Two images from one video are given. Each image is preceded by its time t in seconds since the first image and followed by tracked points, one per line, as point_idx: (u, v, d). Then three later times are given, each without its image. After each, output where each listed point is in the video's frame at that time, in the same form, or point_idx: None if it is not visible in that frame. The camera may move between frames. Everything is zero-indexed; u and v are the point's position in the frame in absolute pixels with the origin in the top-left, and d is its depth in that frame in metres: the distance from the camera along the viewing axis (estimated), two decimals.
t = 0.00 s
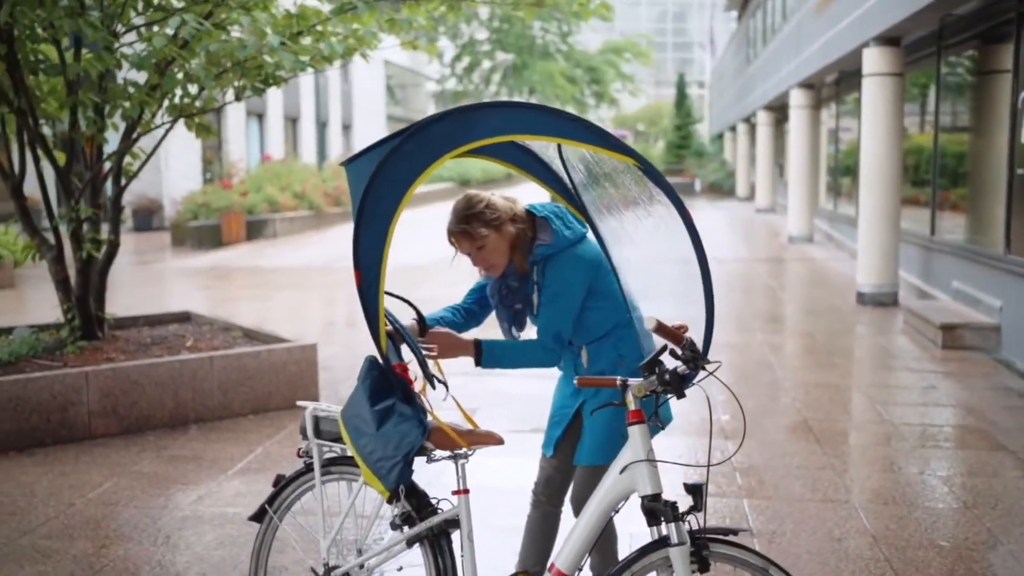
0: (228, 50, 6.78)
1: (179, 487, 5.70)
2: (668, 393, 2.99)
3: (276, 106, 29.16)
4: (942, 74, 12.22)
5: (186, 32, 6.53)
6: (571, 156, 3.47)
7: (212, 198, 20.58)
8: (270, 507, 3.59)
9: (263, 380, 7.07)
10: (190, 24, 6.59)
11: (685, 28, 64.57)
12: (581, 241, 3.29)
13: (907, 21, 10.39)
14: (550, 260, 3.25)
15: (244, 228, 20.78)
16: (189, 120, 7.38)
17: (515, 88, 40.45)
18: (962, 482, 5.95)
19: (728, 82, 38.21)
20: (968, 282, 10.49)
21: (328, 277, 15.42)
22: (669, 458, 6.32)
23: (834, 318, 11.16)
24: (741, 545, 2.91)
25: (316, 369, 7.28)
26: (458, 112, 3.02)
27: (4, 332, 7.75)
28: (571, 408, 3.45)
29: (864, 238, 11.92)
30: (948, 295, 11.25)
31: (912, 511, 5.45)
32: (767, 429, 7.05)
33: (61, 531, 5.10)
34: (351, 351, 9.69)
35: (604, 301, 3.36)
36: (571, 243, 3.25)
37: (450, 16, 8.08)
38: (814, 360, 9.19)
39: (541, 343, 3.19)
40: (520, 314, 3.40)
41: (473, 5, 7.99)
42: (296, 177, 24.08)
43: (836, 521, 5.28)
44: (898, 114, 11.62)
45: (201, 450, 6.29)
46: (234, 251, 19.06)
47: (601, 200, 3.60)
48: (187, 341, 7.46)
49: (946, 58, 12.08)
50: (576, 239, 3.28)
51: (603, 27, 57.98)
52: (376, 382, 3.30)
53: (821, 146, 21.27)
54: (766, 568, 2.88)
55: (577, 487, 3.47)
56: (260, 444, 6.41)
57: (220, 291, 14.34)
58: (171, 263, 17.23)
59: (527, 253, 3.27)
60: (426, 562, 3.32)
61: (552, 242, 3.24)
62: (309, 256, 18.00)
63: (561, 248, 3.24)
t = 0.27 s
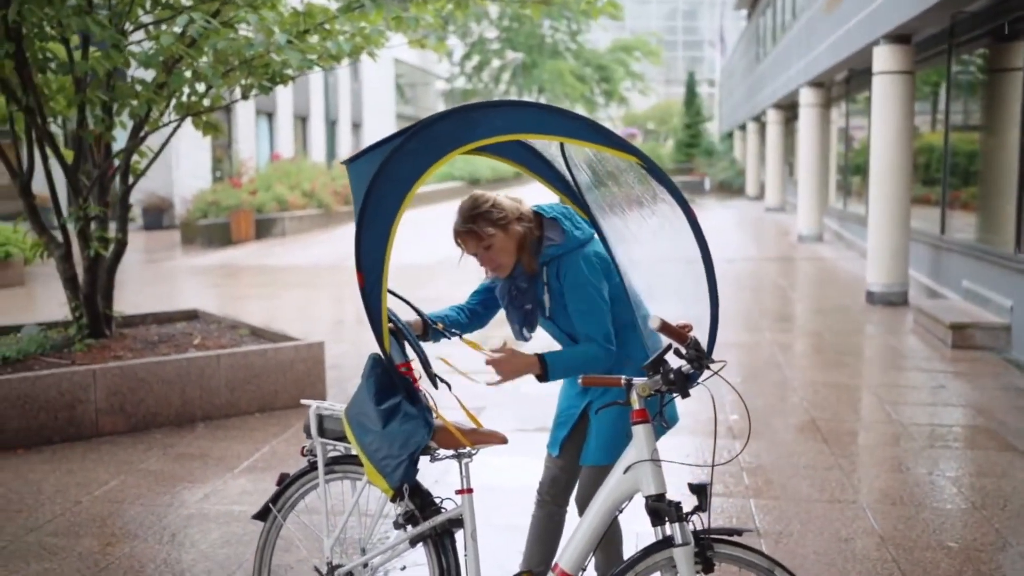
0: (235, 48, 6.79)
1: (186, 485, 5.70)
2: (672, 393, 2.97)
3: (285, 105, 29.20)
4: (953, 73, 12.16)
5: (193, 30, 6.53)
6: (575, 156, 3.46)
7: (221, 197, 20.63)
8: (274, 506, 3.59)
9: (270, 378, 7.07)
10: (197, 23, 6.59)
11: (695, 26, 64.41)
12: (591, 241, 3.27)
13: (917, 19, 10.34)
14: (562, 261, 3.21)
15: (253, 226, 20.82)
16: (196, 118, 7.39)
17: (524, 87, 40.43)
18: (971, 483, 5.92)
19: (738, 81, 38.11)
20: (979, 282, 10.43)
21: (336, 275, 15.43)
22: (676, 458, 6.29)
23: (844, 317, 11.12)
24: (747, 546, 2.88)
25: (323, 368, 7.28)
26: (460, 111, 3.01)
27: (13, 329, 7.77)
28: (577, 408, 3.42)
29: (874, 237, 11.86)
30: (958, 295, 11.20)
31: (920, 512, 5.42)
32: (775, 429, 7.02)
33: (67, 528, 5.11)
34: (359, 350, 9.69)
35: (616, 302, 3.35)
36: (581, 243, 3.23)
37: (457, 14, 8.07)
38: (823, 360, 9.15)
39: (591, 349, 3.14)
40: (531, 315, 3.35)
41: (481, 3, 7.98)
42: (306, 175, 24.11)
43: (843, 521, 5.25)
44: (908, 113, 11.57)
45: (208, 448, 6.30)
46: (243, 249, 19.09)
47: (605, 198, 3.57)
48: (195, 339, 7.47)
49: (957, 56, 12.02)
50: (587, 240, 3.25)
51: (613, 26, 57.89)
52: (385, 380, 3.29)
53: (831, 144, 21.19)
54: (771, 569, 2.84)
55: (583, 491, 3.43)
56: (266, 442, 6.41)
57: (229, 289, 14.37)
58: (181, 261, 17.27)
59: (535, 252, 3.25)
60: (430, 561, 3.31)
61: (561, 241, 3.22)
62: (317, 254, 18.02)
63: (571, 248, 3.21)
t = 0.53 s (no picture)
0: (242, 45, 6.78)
1: (191, 482, 5.70)
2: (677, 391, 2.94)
3: (295, 103, 29.23)
4: (964, 70, 12.08)
5: (199, 27, 6.53)
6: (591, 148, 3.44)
7: (231, 195, 20.66)
8: (277, 504, 3.57)
9: (277, 376, 7.06)
10: (204, 19, 6.59)
11: (706, 24, 64.24)
12: (590, 240, 3.24)
13: (928, 15, 10.28)
14: (561, 262, 3.20)
15: (262, 224, 20.84)
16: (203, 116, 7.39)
17: (534, 85, 40.41)
18: (981, 483, 5.87)
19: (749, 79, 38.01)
20: (990, 280, 10.37)
21: (345, 273, 15.43)
22: (683, 456, 6.26)
23: (854, 316, 11.06)
24: (752, 546, 2.84)
25: (330, 366, 7.27)
26: (470, 101, 3.00)
27: (21, 326, 7.79)
28: (583, 407, 3.40)
29: (884, 235, 11.80)
30: (969, 293, 11.13)
31: (929, 512, 5.38)
32: (783, 428, 6.98)
33: (73, 525, 5.11)
34: (367, 348, 9.68)
35: (619, 301, 3.34)
36: (580, 243, 3.20)
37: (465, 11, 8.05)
38: (832, 358, 9.10)
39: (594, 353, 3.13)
40: (534, 316, 3.35)
41: None
42: (315, 173, 24.12)
43: (851, 521, 5.21)
44: (919, 110, 11.50)
45: (214, 445, 6.29)
46: (252, 246, 19.11)
47: (618, 193, 3.56)
48: (202, 336, 7.47)
49: (968, 54, 11.95)
50: (587, 237, 3.23)
51: (624, 23, 57.78)
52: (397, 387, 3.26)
53: (842, 142, 21.10)
54: (777, 570, 2.80)
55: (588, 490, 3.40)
56: (272, 439, 6.41)
57: (238, 287, 14.39)
58: (190, 259, 17.30)
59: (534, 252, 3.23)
60: (433, 560, 3.29)
61: (560, 240, 3.20)
62: (327, 252, 18.03)
63: (569, 248, 3.20)
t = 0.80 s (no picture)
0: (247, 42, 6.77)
1: (196, 480, 5.70)
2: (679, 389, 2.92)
3: (303, 100, 29.26)
4: (974, 67, 12.02)
5: (203, 25, 6.52)
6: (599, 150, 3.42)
7: (238, 192, 20.69)
8: (278, 502, 3.56)
9: (283, 373, 7.06)
10: (209, 16, 6.59)
11: (715, 20, 64.07)
12: (580, 243, 3.19)
13: (937, 12, 10.23)
14: (548, 266, 3.17)
15: (270, 221, 20.86)
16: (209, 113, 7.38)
17: (542, 82, 40.40)
18: (989, 483, 5.83)
19: (758, 76, 37.90)
20: (1000, 279, 10.31)
21: (352, 270, 15.44)
22: (688, 454, 6.24)
23: (862, 314, 11.01)
24: (754, 546, 2.82)
25: (335, 364, 7.26)
26: (475, 103, 3.02)
27: (28, 323, 7.80)
28: (584, 407, 3.38)
29: (892, 232, 11.75)
30: (979, 292, 11.07)
31: (935, 512, 5.34)
32: (790, 427, 6.95)
33: (76, 523, 5.11)
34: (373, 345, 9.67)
35: (613, 303, 3.31)
36: (567, 246, 3.15)
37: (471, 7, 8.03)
38: (840, 357, 9.06)
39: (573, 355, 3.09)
40: (525, 318, 3.34)
41: None
42: (323, 170, 24.15)
43: (857, 520, 5.18)
44: (928, 107, 11.44)
45: (218, 443, 6.30)
46: (259, 243, 19.13)
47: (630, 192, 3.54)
48: (208, 333, 7.47)
49: (978, 50, 11.89)
50: (576, 238, 3.19)
51: (632, 20, 57.69)
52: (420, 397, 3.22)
53: (851, 139, 21.02)
54: (780, 571, 2.77)
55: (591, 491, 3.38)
56: (277, 437, 6.40)
57: (245, 285, 14.40)
58: (198, 256, 17.33)
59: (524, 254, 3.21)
60: (434, 559, 3.28)
61: (549, 244, 3.16)
62: (334, 249, 18.04)
63: (556, 253, 3.15)
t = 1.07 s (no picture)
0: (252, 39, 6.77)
1: (199, 477, 5.70)
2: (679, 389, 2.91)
3: (309, 97, 29.27)
4: (982, 64, 11.97)
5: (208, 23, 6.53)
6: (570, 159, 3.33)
7: (245, 189, 20.71)
8: (279, 501, 3.56)
9: (287, 371, 7.06)
10: (213, 14, 6.58)
11: (722, 18, 63.91)
12: (577, 237, 3.18)
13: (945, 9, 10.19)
14: (546, 261, 3.15)
15: (276, 219, 20.88)
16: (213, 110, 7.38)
17: (549, 79, 40.39)
18: (994, 482, 5.81)
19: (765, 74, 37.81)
20: (1007, 277, 10.27)
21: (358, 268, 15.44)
22: (692, 453, 6.22)
23: (868, 313, 10.98)
24: (755, 547, 2.80)
25: (339, 362, 7.26)
26: (437, 116, 3.04)
27: (33, 321, 7.81)
28: (586, 407, 3.37)
29: (899, 231, 11.71)
30: (986, 290, 11.03)
31: (940, 512, 5.32)
32: (795, 426, 6.93)
33: (80, 520, 5.12)
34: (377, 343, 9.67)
35: (612, 301, 3.29)
36: (564, 240, 3.14)
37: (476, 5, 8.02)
38: (846, 355, 9.04)
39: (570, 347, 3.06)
40: (524, 316, 3.31)
41: None
42: (330, 168, 24.15)
43: (860, 520, 5.16)
44: (936, 105, 11.40)
45: (222, 441, 6.30)
46: (265, 241, 19.15)
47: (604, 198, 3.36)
48: (212, 331, 7.48)
49: (986, 48, 11.84)
50: (575, 233, 3.18)
51: (639, 17, 57.58)
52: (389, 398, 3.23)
53: (858, 137, 20.96)
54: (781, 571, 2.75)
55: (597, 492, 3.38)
56: (280, 435, 6.40)
57: (251, 282, 14.41)
58: (205, 254, 17.35)
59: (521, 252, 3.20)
60: (434, 558, 3.27)
61: (545, 241, 3.15)
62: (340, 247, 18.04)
63: (552, 248, 3.14)
